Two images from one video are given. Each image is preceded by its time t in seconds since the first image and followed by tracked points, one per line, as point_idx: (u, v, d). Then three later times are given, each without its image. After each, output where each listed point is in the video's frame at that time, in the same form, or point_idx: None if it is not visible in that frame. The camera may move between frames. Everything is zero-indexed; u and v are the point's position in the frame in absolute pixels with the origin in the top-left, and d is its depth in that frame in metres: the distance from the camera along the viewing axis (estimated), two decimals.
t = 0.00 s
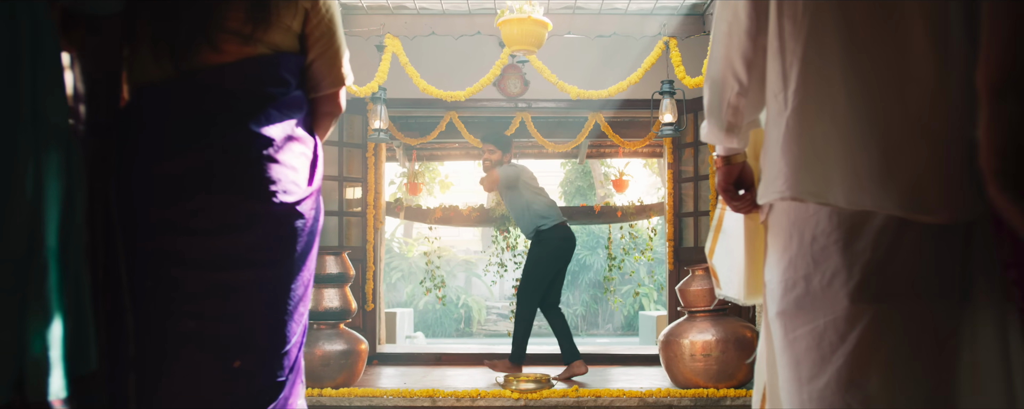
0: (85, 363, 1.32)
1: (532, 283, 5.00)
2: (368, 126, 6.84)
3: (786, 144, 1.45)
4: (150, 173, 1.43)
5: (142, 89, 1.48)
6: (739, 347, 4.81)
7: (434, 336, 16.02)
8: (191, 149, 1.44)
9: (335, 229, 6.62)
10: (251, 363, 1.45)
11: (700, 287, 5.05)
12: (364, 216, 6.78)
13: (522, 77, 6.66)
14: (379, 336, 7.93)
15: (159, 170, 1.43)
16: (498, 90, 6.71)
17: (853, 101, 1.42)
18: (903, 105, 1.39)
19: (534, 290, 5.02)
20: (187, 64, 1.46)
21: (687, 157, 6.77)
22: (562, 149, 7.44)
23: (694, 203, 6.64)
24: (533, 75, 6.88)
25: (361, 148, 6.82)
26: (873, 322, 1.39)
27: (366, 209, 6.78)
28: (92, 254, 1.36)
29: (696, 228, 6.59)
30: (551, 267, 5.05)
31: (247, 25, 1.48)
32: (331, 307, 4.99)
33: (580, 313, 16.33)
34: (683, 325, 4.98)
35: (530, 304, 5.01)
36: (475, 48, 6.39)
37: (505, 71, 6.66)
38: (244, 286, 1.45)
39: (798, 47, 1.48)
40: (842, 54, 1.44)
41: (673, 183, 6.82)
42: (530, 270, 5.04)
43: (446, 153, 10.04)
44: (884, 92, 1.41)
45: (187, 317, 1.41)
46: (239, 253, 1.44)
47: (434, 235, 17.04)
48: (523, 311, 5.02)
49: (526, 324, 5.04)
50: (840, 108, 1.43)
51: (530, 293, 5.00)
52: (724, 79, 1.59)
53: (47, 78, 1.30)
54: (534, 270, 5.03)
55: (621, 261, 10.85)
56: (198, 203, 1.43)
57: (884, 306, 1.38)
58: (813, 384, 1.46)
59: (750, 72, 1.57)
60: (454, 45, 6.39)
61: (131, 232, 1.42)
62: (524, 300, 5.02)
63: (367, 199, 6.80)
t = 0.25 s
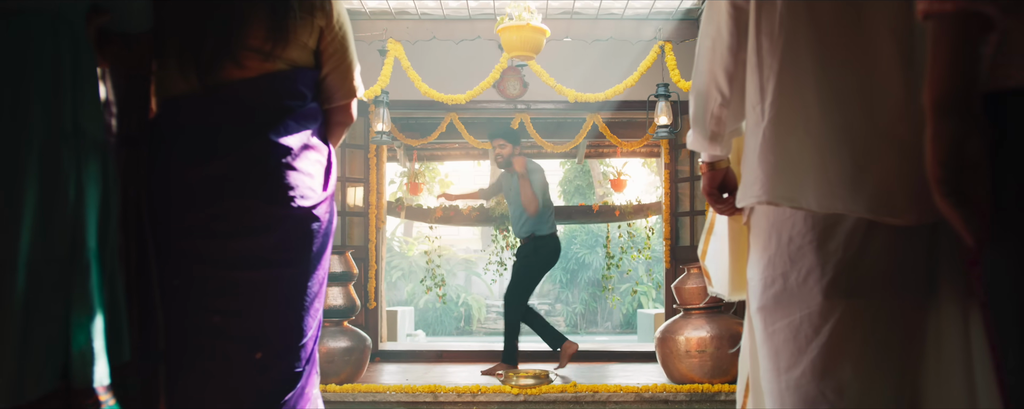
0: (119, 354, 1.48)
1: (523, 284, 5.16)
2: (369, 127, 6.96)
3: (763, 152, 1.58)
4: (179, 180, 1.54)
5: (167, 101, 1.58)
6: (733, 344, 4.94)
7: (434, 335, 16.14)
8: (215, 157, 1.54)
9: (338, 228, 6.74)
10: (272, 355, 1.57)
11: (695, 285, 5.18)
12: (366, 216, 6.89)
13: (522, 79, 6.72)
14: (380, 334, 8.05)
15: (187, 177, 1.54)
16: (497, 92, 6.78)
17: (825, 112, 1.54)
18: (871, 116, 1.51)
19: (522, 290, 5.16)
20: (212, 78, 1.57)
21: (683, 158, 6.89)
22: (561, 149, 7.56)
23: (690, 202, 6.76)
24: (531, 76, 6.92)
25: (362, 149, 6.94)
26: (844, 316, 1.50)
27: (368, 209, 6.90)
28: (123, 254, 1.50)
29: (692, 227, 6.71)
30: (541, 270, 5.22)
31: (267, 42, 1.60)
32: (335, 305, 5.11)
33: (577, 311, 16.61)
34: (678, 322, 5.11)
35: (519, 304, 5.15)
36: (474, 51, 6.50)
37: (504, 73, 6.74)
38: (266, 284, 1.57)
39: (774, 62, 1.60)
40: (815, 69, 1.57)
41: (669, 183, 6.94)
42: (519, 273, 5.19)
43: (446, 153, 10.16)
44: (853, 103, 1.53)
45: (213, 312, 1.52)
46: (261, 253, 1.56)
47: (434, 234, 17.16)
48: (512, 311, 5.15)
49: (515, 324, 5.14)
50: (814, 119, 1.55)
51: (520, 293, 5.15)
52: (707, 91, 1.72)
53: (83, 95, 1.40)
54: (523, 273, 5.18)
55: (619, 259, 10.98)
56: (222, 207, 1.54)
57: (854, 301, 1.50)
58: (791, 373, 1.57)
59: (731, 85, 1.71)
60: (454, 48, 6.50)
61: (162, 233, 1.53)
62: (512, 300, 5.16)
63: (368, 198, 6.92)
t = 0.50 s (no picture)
0: (153, 351, 1.55)
1: (530, 284, 5.29)
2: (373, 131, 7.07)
3: (750, 162, 1.69)
4: (205, 189, 1.65)
5: (194, 115, 1.70)
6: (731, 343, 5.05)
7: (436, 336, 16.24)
8: (238, 167, 1.66)
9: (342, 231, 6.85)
10: (291, 353, 1.68)
11: (693, 285, 5.29)
12: (370, 218, 7.00)
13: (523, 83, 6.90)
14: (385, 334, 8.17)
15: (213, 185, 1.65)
16: (499, 96, 6.95)
17: (807, 124, 1.65)
18: (850, 128, 1.62)
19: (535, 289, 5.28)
20: (235, 93, 1.68)
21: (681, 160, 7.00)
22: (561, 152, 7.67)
23: (689, 204, 6.87)
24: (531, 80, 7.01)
25: (366, 153, 7.05)
26: (825, 315, 1.60)
27: (371, 212, 7.01)
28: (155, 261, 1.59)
29: (690, 229, 6.81)
30: (546, 270, 5.36)
31: (285, 60, 1.71)
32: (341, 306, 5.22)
33: (579, 312, 16.64)
34: (677, 322, 5.21)
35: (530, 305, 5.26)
36: (475, 56, 6.68)
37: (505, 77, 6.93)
38: (286, 285, 1.68)
39: (760, 77, 1.71)
40: (797, 84, 1.67)
41: (668, 185, 7.05)
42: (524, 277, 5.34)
43: (447, 156, 10.27)
44: (832, 116, 1.63)
45: (237, 312, 1.63)
46: (282, 257, 1.68)
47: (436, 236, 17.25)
48: (523, 310, 5.24)
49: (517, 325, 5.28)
50: (796, 131, 1.66)
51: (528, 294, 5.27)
52: (698, 104, 1.84)
53: (120, 107, 1.51)
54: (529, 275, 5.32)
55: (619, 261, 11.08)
56: (245, 214, 1.65)
57: (834, 301, 1.60)
58: (776, 368, 1.67)
59: (720, 99, 1.82)
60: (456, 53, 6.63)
61: (190, 238, 1.65)
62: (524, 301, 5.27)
63: (372, 201, 7.03)
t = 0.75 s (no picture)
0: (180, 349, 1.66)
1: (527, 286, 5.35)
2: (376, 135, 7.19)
3: (739, 169, 1.75)
4: (226, 198, 1.76)
5: (214, 128, 1.82)
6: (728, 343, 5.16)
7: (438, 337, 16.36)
8: (257, 179, 1.76)
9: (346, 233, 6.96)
10: (306, 352, 1.79)
11: (691, 287, 5.39)
12: (374, 221, 7.12)
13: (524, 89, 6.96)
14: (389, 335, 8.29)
15: (233, 195, 1.76)
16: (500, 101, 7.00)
17: (792, 132, 1.71)
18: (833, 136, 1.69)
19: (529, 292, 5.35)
20: (253, 108, 1.79)
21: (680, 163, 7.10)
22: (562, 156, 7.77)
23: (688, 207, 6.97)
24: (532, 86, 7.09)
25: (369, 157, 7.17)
26: (809, 316, 1.65)
27: (375, 215, 7.12)
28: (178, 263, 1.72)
29: (689, 231, 6.92)
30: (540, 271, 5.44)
31: (301, 77, 1.82)
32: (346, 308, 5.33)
33: (579, 313, 16.85)
34: (675, 323, 5.31)
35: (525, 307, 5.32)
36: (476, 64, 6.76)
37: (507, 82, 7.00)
38: (302, 290, 1.79)
39: (749, 88, 1.77)
40: (783, 94, 1.74)
41: (667, 188, 7.15)
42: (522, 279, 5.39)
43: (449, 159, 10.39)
44: (817, 126, 1.70)
45: (256, 315, 1.75)
46: (298, 263, 1.79)
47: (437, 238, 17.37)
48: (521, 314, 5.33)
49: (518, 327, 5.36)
50: (782, 140, 1.72)
51: (524, 296, 5.33)
52: (690, 116, 1.94)
53: (148, 125, 1.63)
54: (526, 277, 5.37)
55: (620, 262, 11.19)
56: (264, 222, 1.76)
57: (817, 302, 1.65)
58: (764, 365, 1.73)
59: (710, 111, 1.92)
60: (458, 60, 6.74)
61: (211, 245, 1.76)
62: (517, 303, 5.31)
63: (376, 204, 7.14)
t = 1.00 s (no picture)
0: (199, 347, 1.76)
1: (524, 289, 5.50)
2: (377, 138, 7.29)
3: (724, 177, 1.84)
4: (242, 205, 1.87)
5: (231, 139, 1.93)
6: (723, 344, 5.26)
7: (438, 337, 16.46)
8: (271, 186, 1.87)
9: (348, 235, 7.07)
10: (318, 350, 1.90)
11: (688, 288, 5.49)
12: (375, 223, 7.22)
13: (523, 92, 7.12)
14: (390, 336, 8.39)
15: (249, 202, 1.86)
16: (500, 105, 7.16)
17: (776, 142, 1.82)
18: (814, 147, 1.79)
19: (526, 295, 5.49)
20: (268, 120, 1.88)
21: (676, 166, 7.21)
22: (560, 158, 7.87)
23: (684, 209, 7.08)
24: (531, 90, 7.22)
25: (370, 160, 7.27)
26: (792, 317, 1.74)
27: (376, 217, 7.23)
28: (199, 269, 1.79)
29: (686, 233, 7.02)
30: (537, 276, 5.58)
31: (313, 90, 1.92)
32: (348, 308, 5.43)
33: (578, 313, 16.94)
34: (672, 323, 5.42)
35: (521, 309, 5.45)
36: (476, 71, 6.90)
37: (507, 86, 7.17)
38: (313, 291, 1.90)
39: (735, 101, 1.87)
40: (767, 107, 1.84)
41: (664, 191, 7.26)
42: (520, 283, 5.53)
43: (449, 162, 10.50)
44: (799, 137, 1.81)
45: (270, 314, 1.85)
46: (310, 265, 1.89)
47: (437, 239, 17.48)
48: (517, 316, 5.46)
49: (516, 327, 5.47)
50: (766, 149, 1.82)
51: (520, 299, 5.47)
52: (679, 125, 2.05)
53: (171, 137, 1.73)
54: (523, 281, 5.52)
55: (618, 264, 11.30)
56: (278, 227, 1.86)
57: (800, 304, 1.73)
58: (749, 363, 1.81)
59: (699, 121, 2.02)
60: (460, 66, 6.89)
61: (228, 249, 1.86)
62: (514, 305, 5.46)
63: (377, 206, 7.24)
